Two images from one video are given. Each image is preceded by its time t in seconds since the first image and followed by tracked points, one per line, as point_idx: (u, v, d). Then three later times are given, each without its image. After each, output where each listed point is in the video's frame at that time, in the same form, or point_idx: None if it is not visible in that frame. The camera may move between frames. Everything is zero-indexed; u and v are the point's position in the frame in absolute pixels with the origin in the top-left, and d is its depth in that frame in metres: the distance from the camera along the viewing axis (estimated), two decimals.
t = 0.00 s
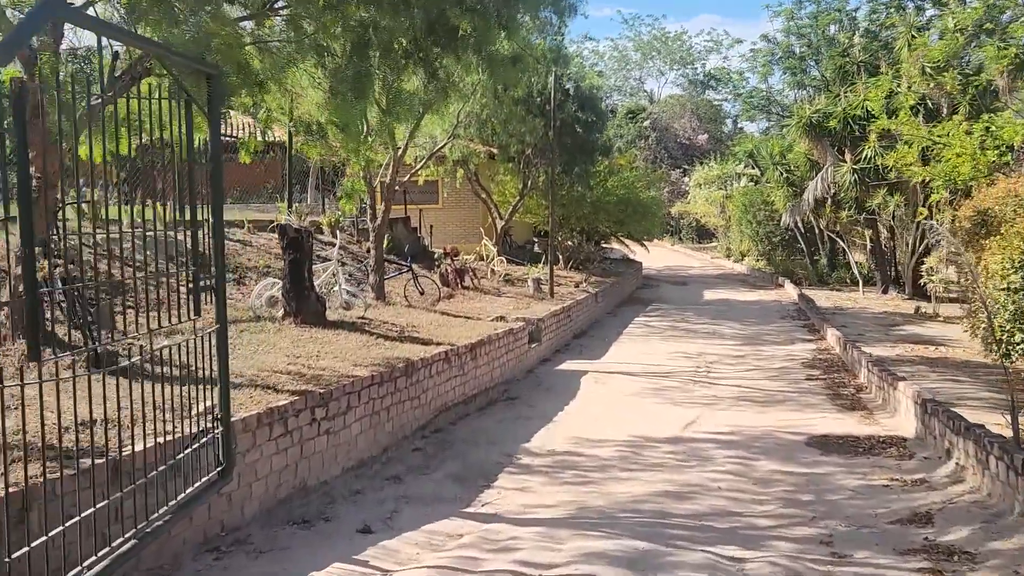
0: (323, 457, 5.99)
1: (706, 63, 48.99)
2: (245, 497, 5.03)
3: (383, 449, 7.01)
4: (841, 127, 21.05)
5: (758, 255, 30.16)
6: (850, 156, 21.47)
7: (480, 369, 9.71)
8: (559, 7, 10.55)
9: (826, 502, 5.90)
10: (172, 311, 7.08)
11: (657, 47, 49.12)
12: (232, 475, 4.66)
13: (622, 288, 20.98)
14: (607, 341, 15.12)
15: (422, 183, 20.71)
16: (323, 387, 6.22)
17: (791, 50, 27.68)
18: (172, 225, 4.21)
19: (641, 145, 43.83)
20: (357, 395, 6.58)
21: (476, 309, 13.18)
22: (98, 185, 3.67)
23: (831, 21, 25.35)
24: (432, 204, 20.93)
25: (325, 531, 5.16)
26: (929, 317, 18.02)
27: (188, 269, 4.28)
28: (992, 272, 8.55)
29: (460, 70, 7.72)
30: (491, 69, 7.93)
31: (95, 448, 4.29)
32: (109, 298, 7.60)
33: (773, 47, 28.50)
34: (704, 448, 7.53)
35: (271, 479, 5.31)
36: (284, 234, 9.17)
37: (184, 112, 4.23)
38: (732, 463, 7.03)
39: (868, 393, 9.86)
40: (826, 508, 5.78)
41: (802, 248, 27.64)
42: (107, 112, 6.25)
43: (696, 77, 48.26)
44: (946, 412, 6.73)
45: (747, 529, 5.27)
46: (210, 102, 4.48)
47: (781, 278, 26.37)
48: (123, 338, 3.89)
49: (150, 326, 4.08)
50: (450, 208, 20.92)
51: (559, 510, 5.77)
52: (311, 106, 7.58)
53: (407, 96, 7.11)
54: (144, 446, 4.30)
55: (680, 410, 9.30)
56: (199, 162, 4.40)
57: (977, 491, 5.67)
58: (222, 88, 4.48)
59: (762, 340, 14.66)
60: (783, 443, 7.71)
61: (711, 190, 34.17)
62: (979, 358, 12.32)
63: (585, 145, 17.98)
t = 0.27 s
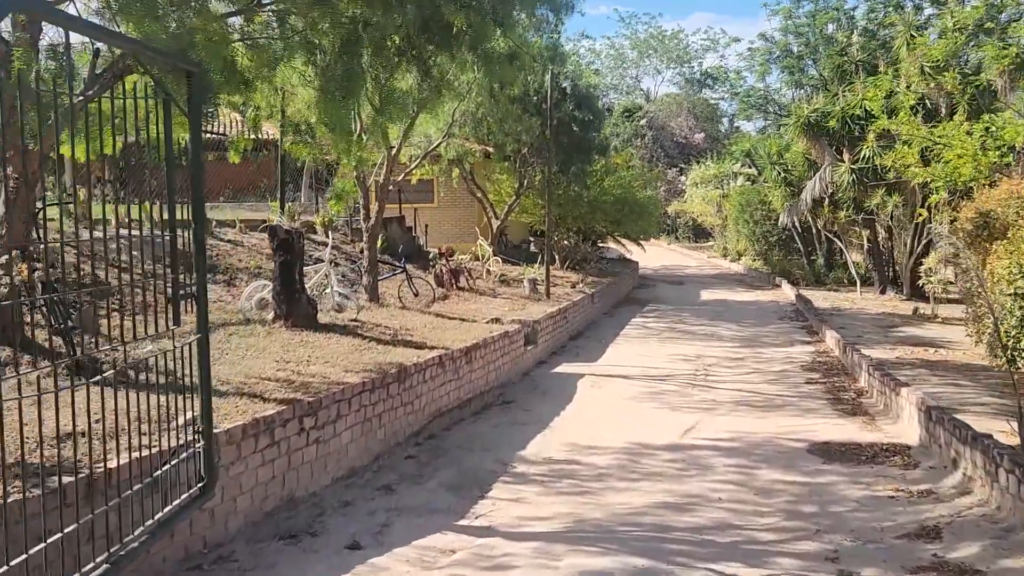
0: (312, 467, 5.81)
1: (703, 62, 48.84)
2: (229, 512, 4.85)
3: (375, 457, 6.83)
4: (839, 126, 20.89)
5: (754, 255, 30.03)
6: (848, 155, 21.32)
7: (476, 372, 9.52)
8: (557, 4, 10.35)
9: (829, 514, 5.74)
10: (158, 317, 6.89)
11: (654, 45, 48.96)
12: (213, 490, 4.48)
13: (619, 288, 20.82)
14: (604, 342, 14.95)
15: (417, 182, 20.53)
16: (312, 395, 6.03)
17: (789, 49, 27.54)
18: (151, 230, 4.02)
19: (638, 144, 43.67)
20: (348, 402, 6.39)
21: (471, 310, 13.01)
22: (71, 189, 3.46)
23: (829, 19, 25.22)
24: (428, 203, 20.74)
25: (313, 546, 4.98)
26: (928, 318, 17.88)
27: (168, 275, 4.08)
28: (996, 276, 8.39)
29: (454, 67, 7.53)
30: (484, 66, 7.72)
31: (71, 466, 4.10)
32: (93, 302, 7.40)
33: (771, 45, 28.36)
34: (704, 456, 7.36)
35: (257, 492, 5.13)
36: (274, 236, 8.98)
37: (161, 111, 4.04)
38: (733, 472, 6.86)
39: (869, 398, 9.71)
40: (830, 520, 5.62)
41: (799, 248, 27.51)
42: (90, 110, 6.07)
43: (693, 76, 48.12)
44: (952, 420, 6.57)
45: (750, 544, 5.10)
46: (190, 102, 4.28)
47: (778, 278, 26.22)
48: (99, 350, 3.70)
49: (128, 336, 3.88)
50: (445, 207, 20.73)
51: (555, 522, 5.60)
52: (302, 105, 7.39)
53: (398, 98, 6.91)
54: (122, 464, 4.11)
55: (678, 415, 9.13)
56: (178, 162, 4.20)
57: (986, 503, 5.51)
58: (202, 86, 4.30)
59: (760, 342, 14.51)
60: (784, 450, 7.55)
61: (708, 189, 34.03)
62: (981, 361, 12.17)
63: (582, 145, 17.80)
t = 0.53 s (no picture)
0: (293, 478, 5.59)
1: (700, 64, 48.71)
2: (203, 526, 4.63)
3: (361, 466, 6.61)
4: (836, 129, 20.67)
5: (751, 258, 29.86)
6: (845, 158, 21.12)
7: (467, 378, 9.31)
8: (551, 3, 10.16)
9: (829, 528, 5.54)
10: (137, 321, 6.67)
11: (651, 47, 48.82)
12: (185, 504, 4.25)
13: (614, 292, 20.63)
14: (599, 347, 14.75)
15: (411, 184, 20.32)
16: (295, 403, 5.81)
17: (787, 52, 27.40)
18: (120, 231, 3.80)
19: (634, 146, 43.50)
20: (333, 410, 6.18)
21: (464, 314, 12.80)
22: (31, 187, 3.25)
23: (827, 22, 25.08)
24: (422, 205, 20.53)
25: (292, 562, 4.76)
26: (926, 323, 17.71)
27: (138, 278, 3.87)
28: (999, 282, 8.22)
29: (444, 65, 7.33)
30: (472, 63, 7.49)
31: (34, 482, 3.88)
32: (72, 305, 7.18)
33: (768, 48, 28.21)
34: (699, 466, 7.16)
35: (234, 504, 4.91)
36: (261, 237, 8.72)
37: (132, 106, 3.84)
38: (730, 483, 6.65)
39: (868, 405, 9.52)
40: (830, 534, 5.42)
41: (796, 251, 27.35)
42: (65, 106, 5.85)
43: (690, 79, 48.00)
44: (956, 430, 6.38)
45: (748, 560, 4.90)
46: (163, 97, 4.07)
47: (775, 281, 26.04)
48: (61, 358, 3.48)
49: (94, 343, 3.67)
50: (439, 209, 20.52)
51: (545, 536, 5.39)
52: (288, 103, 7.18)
53: (384, 97, 6.68)
54: (88, 478, 3.89)
55: (673, 422, 8.93)
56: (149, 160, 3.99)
57: (992, 518, 5.33)
58: (174, 78, 4.10)
59: (757, 347, 14.32)
60: (782, 460, 7.35)
61: (704, 192, 33.88)
62: (980, 368, 11.99)
63: (577, 146, 17.62)
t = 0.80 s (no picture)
0: (269, 492, 5.36)
1: (696, 66, 48.54)
2: (171, 545, 4.40)
3: (342, 478, 6.39)
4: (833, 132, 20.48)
5: (747, 261, 29.68)
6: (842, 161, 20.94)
7: (456, 384, 9.08)
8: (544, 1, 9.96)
9: (828, 545, 5.34)
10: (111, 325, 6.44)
11: (647, 48, 48.64)
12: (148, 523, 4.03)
13: (609, 295, 20.42)
14: (592, 351, 14.53)
15: (403, 184, 20.09)
16: (272, 413, 5.57)
17: (784, 53, 27.25)
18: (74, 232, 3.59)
19: (630, 148, 43.31)
20: (313, 419, 5.95)
21: (455, 317, 12.57)
22: None
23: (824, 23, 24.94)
24: (415, 206, 20.29)
25: None
26: (923, 327, 17.52)
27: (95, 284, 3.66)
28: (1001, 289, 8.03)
29: (431, 63, 7.11)
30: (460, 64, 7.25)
31: None
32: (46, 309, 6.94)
33: (765, 49, 28.06)
34: (693, 478, 6.94)
35: (204, 521, 4.68)
36: (244, 239, 8.54)
37: (90, 101, 3.64)
38: (724, 496, 6.44)
39: (866, 414, 9.32)
40: (829, 551, 5.21)
41: (793, 254, 27.18)
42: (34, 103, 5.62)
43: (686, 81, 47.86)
44: (958, 442, 6.17)
45: None
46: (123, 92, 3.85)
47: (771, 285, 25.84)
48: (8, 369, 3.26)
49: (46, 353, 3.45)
50: (433, 211, 20.30)
51: (532, 553, 5.17)
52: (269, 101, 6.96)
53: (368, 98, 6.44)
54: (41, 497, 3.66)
55: (667, 431, 8.72)
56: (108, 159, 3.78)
57: (996, 536, 5.12)
58: (136, 72, 3.90)
59: (753, 352, 14.12)
60: (779, 471, 7.14)
61: (700, 194, 33.70)
62: (980, 374, 11.80)
63: (571, 147, 17.42)
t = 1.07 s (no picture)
0: (251, 505, 5.16)
1: (692, 66, 48.43)
2: (143, 563, 4.18)
3: (329, 489, 6.19)
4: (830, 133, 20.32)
5: (744, 262, 29.52)
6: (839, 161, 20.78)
7: (447, 390, 8.88)
8: None
9: (829, 559, 5.15)
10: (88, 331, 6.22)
11: (643, 49, 48.49)
12: (118, 542, 3.81)
13: (605, 297, 20.24)
14: (587, 354, 14.33)
15: (397, 185, 19.90)
16: (254, 423, 5.37)
17: (780, 54, 27.11)
18: (35, 239, 3.38)
19: (626, 149, 43.18)
20: (297, 429, 5.74)
21: (447, 320, 12.37)
22: None
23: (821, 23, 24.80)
24: (409, 207, 20.10)
25: None
26: (922, 330, 17.37)
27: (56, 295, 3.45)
28: (1004, 293, 7.86)
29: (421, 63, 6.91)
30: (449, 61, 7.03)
31: None
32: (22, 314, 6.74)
33: (761, 49, 27.91)
34: (690, 488, 6.74)
35: (180, 538, 4.48)
36: (231, 242, 8.29)
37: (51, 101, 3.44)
38: (722, 507, 6.24)
39: (866, 420, 9.14)
40: (833, 567, 5.02)
41: (790, 256, 27.03)
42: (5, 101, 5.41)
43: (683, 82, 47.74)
44: (963, 452, 5.99)
45: None
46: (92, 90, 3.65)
47: (767, 286, 25.70)
48: None
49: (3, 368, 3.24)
50: (426, 212, 20.10)
51: (525, 569, 4.98)
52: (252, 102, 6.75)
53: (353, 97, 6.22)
54: None
55: (663, 438, 8.53)
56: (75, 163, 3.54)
57: (1004, 552, 4.95)
58: (105, 71, 3.69)
59: (749, 355, 13.96)
60: (778, 481, 6.96)
61: (697, 195, 33.55)
62: (980, 379, 11.64)
63: (566, 148, 17.24)
